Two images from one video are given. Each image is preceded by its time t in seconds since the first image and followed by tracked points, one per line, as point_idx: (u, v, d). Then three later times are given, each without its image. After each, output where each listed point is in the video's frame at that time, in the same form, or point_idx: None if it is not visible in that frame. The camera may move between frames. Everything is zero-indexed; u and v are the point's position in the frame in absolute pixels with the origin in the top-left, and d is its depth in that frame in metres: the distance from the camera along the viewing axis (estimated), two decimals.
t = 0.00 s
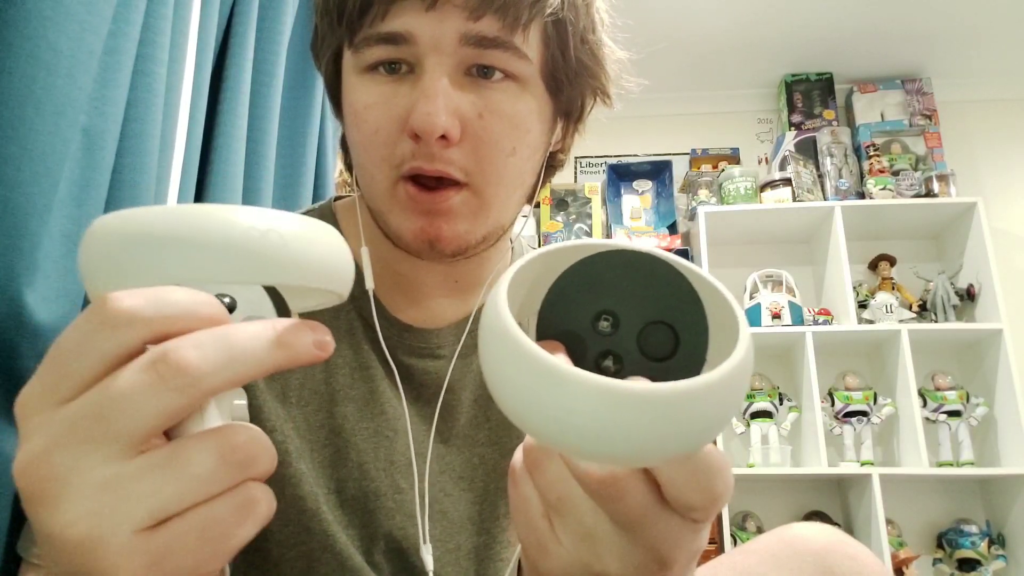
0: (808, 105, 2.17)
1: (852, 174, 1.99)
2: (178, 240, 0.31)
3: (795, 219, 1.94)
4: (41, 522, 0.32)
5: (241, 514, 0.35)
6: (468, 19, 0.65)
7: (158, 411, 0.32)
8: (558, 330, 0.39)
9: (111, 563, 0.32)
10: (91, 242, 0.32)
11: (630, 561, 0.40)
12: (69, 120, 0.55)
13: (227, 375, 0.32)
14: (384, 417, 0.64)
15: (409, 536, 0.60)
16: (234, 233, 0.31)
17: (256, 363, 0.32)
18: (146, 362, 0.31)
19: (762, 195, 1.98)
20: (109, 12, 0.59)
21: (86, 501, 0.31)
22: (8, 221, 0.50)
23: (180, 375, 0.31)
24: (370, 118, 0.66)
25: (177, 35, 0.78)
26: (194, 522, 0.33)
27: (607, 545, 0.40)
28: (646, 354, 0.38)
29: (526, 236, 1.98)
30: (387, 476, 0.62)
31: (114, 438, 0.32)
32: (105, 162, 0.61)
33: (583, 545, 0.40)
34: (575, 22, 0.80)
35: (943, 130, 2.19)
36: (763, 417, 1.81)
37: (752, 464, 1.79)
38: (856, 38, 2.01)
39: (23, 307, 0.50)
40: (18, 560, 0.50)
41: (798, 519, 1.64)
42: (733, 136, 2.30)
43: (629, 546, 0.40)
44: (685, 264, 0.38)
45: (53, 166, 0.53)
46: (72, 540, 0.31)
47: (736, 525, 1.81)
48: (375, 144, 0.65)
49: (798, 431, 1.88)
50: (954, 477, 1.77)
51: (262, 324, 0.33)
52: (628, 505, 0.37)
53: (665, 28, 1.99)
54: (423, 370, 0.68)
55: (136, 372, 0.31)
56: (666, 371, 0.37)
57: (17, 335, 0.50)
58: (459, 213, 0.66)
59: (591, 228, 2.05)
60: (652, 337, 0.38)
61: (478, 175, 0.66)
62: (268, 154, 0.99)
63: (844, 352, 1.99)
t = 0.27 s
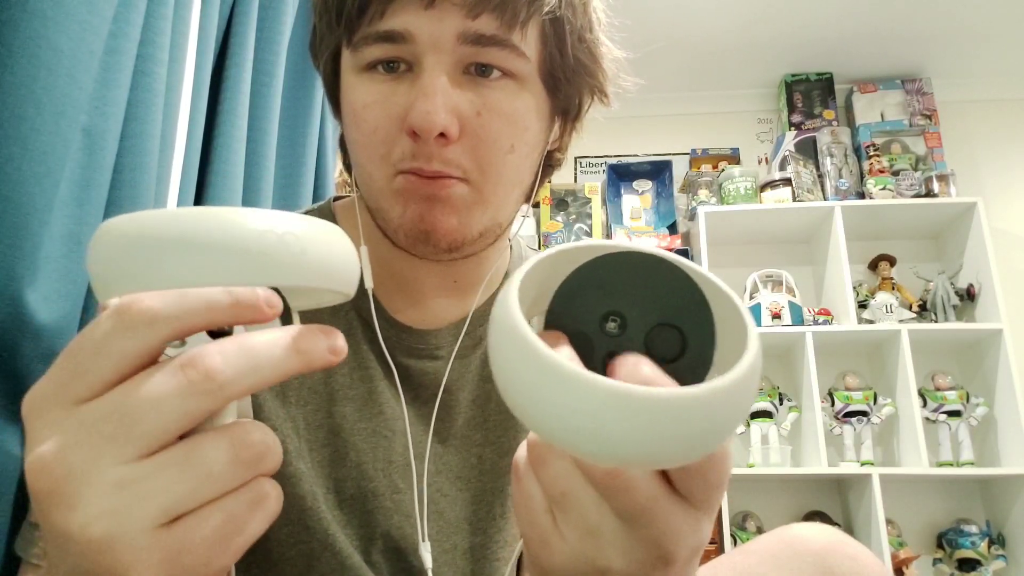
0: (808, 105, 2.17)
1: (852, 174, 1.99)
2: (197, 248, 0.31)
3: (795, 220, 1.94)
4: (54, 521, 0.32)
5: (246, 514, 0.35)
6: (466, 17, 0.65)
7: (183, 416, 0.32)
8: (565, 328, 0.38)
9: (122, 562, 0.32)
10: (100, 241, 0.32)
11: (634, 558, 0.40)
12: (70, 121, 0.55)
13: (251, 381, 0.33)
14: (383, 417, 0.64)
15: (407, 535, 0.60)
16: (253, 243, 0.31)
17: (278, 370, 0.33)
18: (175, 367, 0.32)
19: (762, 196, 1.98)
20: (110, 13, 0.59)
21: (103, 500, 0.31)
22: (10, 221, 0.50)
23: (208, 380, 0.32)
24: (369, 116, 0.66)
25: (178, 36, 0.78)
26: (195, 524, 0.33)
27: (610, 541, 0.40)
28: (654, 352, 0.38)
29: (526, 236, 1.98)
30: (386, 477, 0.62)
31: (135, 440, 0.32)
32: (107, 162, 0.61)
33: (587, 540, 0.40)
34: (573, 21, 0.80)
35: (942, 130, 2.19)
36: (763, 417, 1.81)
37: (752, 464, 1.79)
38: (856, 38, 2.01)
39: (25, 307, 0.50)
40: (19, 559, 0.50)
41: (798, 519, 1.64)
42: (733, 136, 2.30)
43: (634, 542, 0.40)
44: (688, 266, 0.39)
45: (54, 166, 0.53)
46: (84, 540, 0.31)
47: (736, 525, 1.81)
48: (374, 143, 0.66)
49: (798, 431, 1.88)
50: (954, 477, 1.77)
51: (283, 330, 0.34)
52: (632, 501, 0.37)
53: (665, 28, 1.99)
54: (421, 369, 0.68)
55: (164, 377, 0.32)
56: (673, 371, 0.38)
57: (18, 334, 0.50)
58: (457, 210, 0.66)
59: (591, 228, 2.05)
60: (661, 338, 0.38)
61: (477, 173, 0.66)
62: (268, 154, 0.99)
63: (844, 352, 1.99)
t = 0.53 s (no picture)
0: (808, 105, 2.17)
1: (852, 174, 1.99)
2: (201, 246, 0.31)
3: (795, 220, 1.94)
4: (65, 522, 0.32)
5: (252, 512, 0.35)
6: (466, 19, 0.65)
7: (190, 414, 0.32)
8: (566, 326, 0.38)
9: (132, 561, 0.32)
10: (102, 236, 0.32)
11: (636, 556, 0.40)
12: (71, 120, 0.55)
13: (255, 380, 0.33)
14: (383, 416, 0.64)
15: (406, 534, 0.60)
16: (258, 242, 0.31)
17: (282, 370, 0.33)
18: (180, 364, 0.32)
19: (762, 196, 1.98)
20: (110, 13, 0.59)
21: (115, 501, 0.32)
22: (10, 222, 0.50)
23: (214, 377, 0.32)
24: (369, 117, 0.66)
25: (178, 36, 0.78)
26: (198, 523, 0.33)
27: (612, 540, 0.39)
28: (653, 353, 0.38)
29: (526, 236, 1.98)
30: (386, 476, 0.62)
31: (144, 440, 0.32)
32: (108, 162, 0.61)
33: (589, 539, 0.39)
34: (572, 22, 0.80)
35: (942, 130, 2.19)
36: (763, 417, 1.81)
37: (752, 464, 1.79)
38: (856, 38, 2.01)
39: (27, 307, 0.50)
40: (19, 559, 0.50)
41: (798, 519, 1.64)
42: (732, 136, 2.30)
43: (636, 540, 0.39)
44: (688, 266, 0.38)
45: (55, 166, 0.53)
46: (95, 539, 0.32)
47: (736, 525, 1.81)
48: (374, 143, 0.66)
49: (798, 431, 1.88)
50: (954, 477, 1.77)
51: (285, 330, 0.34)
52: (632, 499, 0.37)
53: (665, 29, 1.99)
54: (420, 369, 0.68)
55: (170, 374, 0.32)
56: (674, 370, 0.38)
57: (17, 335, 0.50)
58: (457, 210, 0.66)
59: (591, 228, 2.05)
60: (659, 338, 0.38)
61: (477, 173, 0.66)
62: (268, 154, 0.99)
63: (844, 352, 1.98)
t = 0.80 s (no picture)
0: (808, 105, 2.16)
1: (852, 174, 1.99)
2: (219, 243, 0.31)
3: (795, 220, 1.94)
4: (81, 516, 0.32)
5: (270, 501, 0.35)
6: (468, 25, 0.65)
7: (204, 408, 0.32)
8: (594, 317, 0.37)
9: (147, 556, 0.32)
10: (113, 234, 0.32)
11: (644, 551, 0.40)
12: (72, 121, 0.55)
13: (265, 375, 0.33)
14: (382, 417, 0.64)
15: (405, 534, 0.60)
16: (276, 242, 0.31)
17: (291, 368, 0.33)
18: (192, 360, 0.32)
19: (762, 196, 1.98)
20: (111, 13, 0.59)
21: (130, 494, 0.31)
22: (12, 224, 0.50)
23: (226, 374, 0.32)
24: (370, 121, 0.66)
25: (178, 37, 0.78)
26: (217, 519, 0.33)
27: (619, 529, 0.39)
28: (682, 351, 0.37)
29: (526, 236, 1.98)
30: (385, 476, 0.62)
31: (163, 431, 0.32)
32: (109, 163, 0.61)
33: (598, 526, 0.39)
34: (571, 27, 0.80)
35: (942, 130, 2.19)
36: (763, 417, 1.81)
37: (752, 464, 1.79)
38: (856, 38, 2.01)
39: (29, 309, 0.50)
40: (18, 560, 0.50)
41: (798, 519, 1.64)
42: (732, 136, 2.29)
43: (639, 534, 0.39)
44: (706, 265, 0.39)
45: (56, 168, 0.53)
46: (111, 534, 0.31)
47: (736, 525, 1.81)
48: (374, 146, 0.65)
49: (798, 431, 1.88)
50: (954, 477, 1.77)
51: (294, 329, 0.34)
52: (646, 487, 0.37)
53: (665, 29, 1.98)
54: (419, 371, 0.68)
55: (183, 370, 0.32)
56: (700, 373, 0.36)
57: (20, 336, 0.50)
58: (458, 213, 0.66)
59: (591, 228, 2.05)
60: (688, 337, 0.37)
61: (478, 176, 0.66)
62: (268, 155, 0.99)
63: (844, 352, 1.98)
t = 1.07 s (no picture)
0: (808, 105, 2.16)
1: (852, 174, 2.00)
2: (168, 178, 0.28)
3: (795, 220, 1.94)
4: (97, 487, 0.27)
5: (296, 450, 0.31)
6: (463, 29, 0.66)
7: (206, 339, 0.28)
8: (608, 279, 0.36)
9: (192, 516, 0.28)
10: (44, 195, 0.30)
11: (614, 525, 0.36)
12: (75, 120, 0.55)
13: (250, 296, 0.29)
14: (373, 420, 0.64)
15: (399, 536, 0.60)
16: (220, 165, 0.29)
17: (273, 291, 0.30)
18: (181, 306, 0.28)
19: (762, 195, 1.98)
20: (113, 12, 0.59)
21: (156, 446, 0.27)
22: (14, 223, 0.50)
23: (214, 313, 0.28)
24: (364, 122, 0.65)
25: (178, 37, 0.78)
26: (265, 456, 0.30)
27: (594, 492, 0.35)
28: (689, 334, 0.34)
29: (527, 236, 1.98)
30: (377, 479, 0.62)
31: (158, 371, 0.27)
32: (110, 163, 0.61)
33: (571, 479, 0.35)
34: (564, 31, 0.80)
35: (942, 130, 2.19)
36: (763, 417, 1.81)
37: (752, 464, 1.79)
38: (856, 38, 2.01)
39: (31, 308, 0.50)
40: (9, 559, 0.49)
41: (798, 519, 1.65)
42: (732, 136, 2.29)
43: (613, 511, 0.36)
44: (732, 257, 0.36)
45: (58, 167, 0.53)
46: (140, 498, 0.27)
47: (736, 525, 1.81)
48: (367, 148, 0.65)
49: (798, 431, 1.88)
50: (954, 477, 1.77)
51: (259, 248, 0.31)
52: (636, 452, 0.34)
53: (665, 29, 1.99)
54: (410, 374, 0.68)
55: (173, 317, 0.28)
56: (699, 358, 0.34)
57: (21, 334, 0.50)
58: (451, 215, 0.65)
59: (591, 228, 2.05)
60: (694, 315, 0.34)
61: (473, 179, 0.66)
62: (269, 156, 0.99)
63: (844, 352, 1.98)
